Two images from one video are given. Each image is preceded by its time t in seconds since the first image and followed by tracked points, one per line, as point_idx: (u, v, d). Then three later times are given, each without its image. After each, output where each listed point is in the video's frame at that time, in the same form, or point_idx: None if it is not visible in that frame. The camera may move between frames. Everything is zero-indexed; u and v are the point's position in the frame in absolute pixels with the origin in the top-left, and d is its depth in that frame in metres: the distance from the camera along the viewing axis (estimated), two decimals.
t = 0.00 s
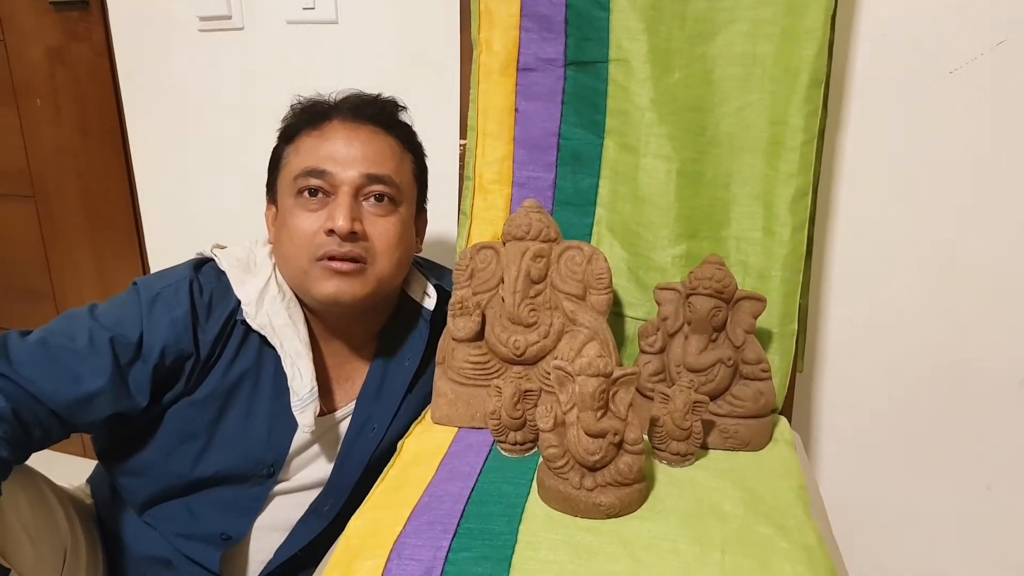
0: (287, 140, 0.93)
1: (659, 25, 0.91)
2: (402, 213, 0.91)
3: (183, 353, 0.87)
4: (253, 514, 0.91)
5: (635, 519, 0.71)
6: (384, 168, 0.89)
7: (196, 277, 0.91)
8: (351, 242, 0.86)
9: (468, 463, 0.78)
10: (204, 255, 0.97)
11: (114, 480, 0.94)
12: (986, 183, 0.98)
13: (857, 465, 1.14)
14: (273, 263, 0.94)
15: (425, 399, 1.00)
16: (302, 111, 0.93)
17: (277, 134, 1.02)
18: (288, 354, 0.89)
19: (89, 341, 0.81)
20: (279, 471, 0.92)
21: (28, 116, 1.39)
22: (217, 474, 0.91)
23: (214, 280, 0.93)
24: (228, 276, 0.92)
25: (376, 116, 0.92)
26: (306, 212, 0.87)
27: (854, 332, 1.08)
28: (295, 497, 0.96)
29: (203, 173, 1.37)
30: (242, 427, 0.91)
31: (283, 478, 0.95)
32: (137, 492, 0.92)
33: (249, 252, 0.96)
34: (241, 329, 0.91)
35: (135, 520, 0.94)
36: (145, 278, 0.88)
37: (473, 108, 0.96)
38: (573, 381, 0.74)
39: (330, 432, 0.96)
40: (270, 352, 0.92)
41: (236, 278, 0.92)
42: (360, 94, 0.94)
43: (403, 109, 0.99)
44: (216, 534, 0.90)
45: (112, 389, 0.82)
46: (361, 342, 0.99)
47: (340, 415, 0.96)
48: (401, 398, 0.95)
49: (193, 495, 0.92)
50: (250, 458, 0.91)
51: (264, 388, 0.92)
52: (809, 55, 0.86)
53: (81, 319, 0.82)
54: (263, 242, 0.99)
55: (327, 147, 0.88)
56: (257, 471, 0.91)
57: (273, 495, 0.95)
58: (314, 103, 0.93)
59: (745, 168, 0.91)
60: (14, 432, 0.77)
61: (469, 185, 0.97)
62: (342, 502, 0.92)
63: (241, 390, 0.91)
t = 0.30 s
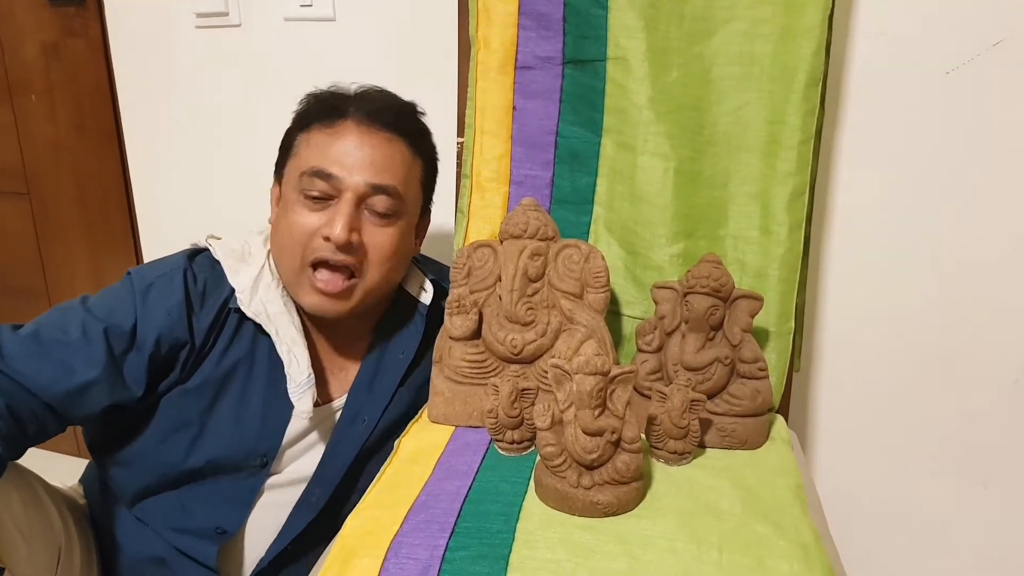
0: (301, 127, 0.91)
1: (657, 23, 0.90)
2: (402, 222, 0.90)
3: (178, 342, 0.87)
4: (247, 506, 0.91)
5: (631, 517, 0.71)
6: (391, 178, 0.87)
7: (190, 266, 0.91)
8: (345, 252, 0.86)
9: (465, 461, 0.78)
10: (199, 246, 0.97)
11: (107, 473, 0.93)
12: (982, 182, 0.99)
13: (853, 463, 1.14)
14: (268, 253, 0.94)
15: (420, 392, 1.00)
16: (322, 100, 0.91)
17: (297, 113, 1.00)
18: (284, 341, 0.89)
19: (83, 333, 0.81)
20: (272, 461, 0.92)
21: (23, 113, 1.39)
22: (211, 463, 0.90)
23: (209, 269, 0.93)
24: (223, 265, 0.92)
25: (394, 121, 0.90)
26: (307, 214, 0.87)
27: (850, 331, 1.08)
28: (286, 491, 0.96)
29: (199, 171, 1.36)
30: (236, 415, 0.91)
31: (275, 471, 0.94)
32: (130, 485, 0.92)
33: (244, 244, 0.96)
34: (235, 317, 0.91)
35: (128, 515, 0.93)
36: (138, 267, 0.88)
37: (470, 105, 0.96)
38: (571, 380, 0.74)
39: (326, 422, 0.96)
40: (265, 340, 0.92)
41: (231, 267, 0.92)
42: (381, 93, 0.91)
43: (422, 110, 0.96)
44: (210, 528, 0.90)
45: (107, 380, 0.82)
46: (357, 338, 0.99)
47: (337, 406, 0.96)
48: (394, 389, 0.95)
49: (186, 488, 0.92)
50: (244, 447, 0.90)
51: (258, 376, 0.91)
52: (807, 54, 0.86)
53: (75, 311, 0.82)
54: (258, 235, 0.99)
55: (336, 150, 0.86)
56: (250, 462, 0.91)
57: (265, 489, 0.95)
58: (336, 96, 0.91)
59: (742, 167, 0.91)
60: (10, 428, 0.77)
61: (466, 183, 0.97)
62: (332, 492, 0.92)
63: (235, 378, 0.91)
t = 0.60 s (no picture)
0: (259, 143, 0.89)
1: (656, 18, 0.90)
2: (382, 226, 0.89)
3: (153, 342, 0.86)
4: (246, 503, 0.91)
5: (630, 512, 0.71)
6: (365, 189, 0.85)
7: (176, 269, 0.91)
8: (330, 270, 0.85)
9: (464, 457, 0.78)
10: (187, 248, 0.96)
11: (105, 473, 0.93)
12: (981, 178, 0.99)
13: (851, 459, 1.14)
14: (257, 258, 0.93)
15: (418, 387, 1.00)
16: (277, 110, 0.88)
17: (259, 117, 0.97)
18: (267, 353, 0.88)
19: (56, 327, 0.81)
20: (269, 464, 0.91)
21: (17, 107, 1.38)
22: (208, 465, 0.90)
23: (197, 272, 0.93)
24: (210, 271, 0.92)
25: (359, 125, 0.87)
26: (284, 235, 0.86)
27: (848, 327, 1.08)
28: (287, 488, 0.96)
29: (196, 165, 1.36)
30: (233, 417, 0.91)
31: (279, 466, 0.95)
32: (127, 485, 0.91)
33: (234, 246, 0.96)
34: (223, 326, 0.91)
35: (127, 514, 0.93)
36: (123, 269, 0.89)
37: (467, 101, 0.96)
38: (569, 375, 0.74)
39: (307, 429, 0.96)
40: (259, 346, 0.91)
41: (219, 274, 0.91)
42: (339, 95, 0.88)
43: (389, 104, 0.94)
44: (208, 523, 0.90)
45: (79, 376, 0.82)
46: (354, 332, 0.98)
47: (316, 410, 0.95)
48: (394, 385, 0.95)
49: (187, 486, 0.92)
50: (239, 449, 0.90)
51: (254, 380, 0.91)
52: (806, 49, 0.86)
53: (53, 309, 0.83)
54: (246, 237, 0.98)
55: (303, 167, 0.84)
56: (247, 463, 0.90)
57: (267, 484, 0.95)
58: (292, 105, 0.87)
59: (741, 161, 0.91)
60: None
61: (464, 178, 0.97)
62: (334, 492, 0.92)
63: (232, 380, 0.91)
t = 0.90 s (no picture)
0: (300, 111, 0.92)
1: (654, 9, 0.90)
2: (393, 210, 0.90)
3: (129, 327, 0.86)
4: (241, 495, 0.91)
5: (628, 504, 0.71)
6: (386, 164, 0.87)
7: (164, 257, 0.91)
8: (333, 230, 0.85)
9: (462, 449, 0.78)
10: (184, 244, 0.97)
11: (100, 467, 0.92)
12: (978, 169, 0.98)
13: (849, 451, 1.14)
14: (256, 250, 0.93)
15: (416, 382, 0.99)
16: (325, 86, 0.92)
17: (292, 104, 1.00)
18: (269, 341, 0.88)
19: (36, 313, 0.82)
20: (266, 456, 0.91)
21: (13, 104, 1.31)
22: (204, 459, 0.90)
23: (189, 260, 0.93)
24: (207, 261, 0.92)
25: (393, 110, 0.91)
26: (298, 189, 0.86)
27: (847, 320, 1.08)
28: (285, 480, 0.96)
29: (194, 160, 1.35)
30: (228, 410, 0.90)
31: (274, 459, 0.95)
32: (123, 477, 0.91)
33: (230, 239, 0.96)
34: (220, 313, 0.90)
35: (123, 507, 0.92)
36: (110, 259, 0.90)
37: (465, 93, 0.95)
38: (567, 367, 0.73)
39: (310, 418, 0.96)
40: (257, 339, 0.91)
41: (217, 265, 0.91)
42: (385, 86, 0.93)
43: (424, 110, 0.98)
44: (205, 517, 0.89)
45: (57, 359, 0.82)
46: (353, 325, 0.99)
47: (320, 399, 0.95)
48: (392, 379, 0.95)
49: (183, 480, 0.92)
50: (234, 442, 0.90)
51: (250, 373, 0.91)
52: (805, 40, 0.85)
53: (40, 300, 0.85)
54: (244, 229, 0.98)
55: (335, 130, 0.87)
56: (244, 456, 0.90)
57: (264, 476, 0.95)
58: (336, 83, 0.92)
59: (740, 154, 0.91)
60: None
61: (462, 171, 0.96)
62: (331, 486, 0.92)
63: (227, 373, 0.90)
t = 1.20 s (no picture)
0: (271, 118, 0.92)
1: (651, 7, 0.89)
2: (385, 192, 0.90)
3: (128, 327, 0.85)
4: (241, 495, 0.91)
5: (626, 503, 0.71)
6: (369, 147, 0.88)
7: (163, 258, 0.91)
8: (333, 220, 0.85)
9: (460, 448, 0.78)
10: (184, 244, 0.97)
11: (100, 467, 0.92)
12: (975, 166, 0.98)
13: (848, 448, 1.14)
14: (255, 249, 0.93)
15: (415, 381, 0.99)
16: (287, 89, 0.92)
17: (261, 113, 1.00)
18: (267, 342, 0.88)
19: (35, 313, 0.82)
20: (266, 457, 0.90)
21: (11, 103, 1.33)
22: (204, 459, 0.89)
23: (187, 259, 0.93)
24: (207, 260, 0.92)
25: (362, 97, 0.91)
26: (290, 188, 0.86)
27: (845, 317, 1.08)
28: (285, 480, 0.95)
29: (191, 158, 1.35)
30: (229, 410, 0.90)
31: (275, 458, 0.94)
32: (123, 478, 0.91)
33: (230, 239, 0.96)
34: (221, 314, 0.90)
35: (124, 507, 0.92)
36: (108, 261, 0.89)
37: (462, 91, 0.95)
38: (565, 365, 0.73)
39: (310, 418, 0.96)
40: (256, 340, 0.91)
41: (217, 264, 0.91)
42: (344, 74, 0.93)
43: (391, 88, 0.98)
44: (206, 517, 0.89)
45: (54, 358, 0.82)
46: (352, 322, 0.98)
47: (319, 400, 0.95)
48: (391, 378, 0.95)
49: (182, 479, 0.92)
50: (234, 442, 0.89)
51: (250, 372, 0.91)
52: (802, 37, 0.85)
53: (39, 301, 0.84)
54: (244, 228, 0.98)
55: (311, 124, 0.87)
56: (244, 456, 0.90)
57: (265, 475, 0.94)
58: (301, 82, 0.92)
59: (738, 151, 0.91)
60: None
61: (459, 169, 0.96)
62: (332, 485, 0.91)
63: (228, 374, 0.90)
